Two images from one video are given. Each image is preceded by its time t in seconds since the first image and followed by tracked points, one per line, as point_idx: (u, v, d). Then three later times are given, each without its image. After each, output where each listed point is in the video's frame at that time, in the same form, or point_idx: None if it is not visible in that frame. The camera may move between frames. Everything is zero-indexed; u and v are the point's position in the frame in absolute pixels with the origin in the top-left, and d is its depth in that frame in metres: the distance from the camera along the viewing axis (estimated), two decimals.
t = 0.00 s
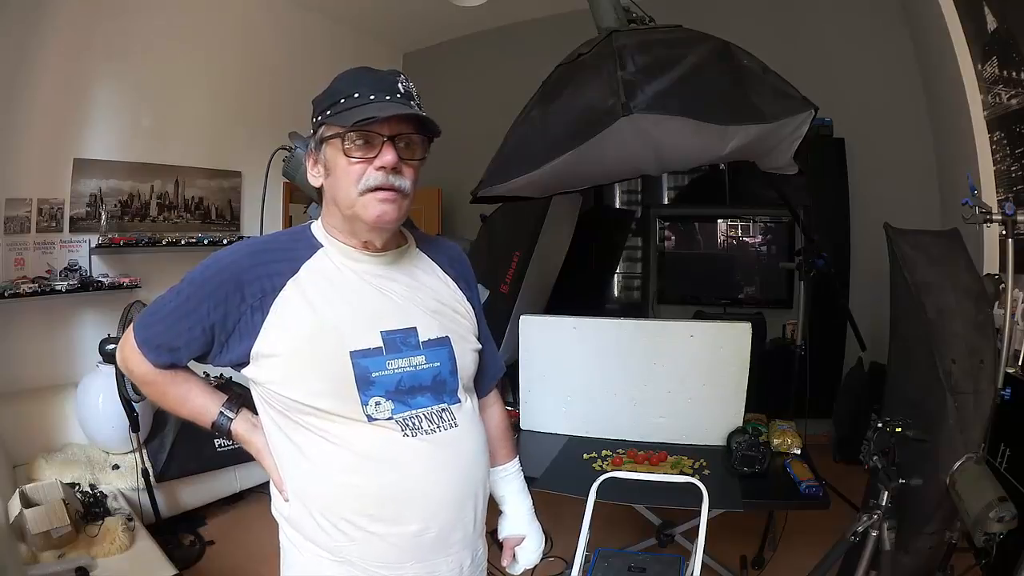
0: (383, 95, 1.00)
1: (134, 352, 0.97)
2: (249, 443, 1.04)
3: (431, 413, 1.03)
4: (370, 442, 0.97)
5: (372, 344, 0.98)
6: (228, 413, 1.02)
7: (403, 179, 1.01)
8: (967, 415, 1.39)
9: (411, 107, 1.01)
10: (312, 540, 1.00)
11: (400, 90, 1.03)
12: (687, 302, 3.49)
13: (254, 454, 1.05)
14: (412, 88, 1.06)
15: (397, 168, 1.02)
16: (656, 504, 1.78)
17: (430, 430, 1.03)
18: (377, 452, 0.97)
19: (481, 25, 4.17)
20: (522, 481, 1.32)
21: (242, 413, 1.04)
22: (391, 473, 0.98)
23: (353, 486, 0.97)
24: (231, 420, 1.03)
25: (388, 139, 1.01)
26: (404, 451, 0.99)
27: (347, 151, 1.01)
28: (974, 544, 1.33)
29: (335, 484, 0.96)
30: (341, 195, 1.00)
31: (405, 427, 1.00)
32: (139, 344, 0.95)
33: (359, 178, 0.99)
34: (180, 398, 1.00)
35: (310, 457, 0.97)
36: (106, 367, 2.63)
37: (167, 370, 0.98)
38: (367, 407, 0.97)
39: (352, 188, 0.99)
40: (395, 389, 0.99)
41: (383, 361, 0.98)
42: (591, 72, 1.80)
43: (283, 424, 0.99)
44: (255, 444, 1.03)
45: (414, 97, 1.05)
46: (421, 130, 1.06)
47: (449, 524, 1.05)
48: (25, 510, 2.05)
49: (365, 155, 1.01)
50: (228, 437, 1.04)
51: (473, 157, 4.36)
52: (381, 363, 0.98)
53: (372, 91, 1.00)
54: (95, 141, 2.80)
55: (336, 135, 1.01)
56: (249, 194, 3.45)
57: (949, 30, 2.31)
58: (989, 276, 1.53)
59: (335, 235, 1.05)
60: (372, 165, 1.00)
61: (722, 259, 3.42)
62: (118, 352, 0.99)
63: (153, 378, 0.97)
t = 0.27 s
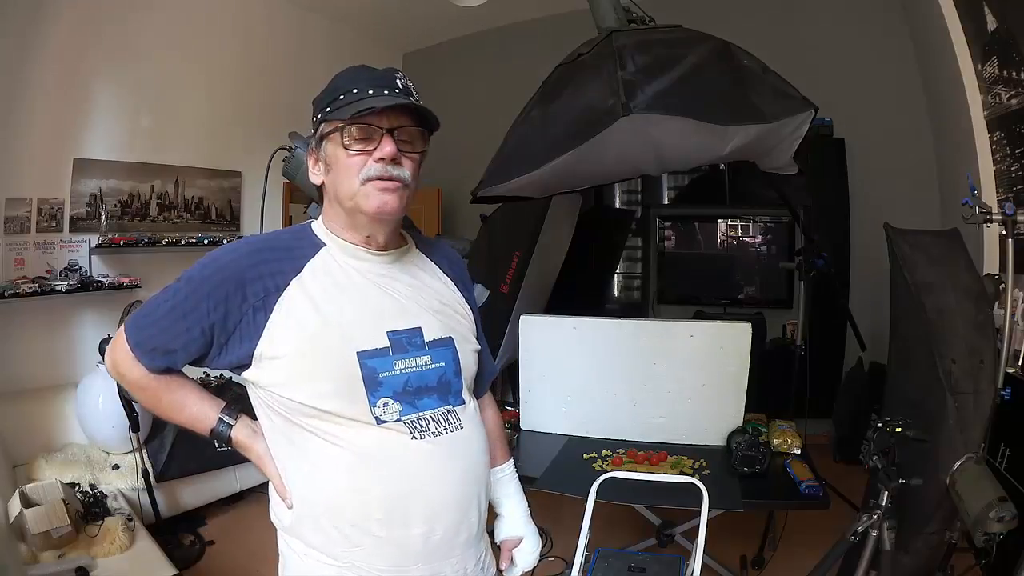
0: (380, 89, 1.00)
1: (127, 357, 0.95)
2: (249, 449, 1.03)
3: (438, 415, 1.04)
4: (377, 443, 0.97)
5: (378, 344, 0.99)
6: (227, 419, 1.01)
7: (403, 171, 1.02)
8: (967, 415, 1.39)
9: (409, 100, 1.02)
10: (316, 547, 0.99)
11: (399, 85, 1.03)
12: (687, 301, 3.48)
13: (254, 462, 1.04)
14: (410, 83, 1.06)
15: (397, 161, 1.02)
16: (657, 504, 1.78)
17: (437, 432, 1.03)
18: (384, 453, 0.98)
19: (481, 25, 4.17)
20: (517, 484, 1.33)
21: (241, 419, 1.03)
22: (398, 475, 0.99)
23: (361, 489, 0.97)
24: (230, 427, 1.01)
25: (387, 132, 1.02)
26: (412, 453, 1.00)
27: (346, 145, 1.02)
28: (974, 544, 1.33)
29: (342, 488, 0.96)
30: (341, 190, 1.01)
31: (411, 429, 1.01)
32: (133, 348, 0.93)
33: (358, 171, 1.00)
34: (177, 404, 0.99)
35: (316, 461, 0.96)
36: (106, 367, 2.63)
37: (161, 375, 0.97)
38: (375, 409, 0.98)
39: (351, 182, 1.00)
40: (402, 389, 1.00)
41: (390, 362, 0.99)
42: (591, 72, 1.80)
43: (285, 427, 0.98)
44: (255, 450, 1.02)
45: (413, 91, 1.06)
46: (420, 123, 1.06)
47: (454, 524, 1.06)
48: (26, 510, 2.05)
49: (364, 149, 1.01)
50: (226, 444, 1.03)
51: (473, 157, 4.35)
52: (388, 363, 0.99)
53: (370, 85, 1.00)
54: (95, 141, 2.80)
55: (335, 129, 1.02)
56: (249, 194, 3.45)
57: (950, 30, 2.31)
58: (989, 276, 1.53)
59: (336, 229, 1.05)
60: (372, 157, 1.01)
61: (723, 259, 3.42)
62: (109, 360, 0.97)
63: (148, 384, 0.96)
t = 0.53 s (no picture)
0: (371, 87, 1.00)
1: (132, 355, 0.95)
2: (255, 448, 1.03)
3: (443, 415, 1.04)
4: (383, 443, 0.97)
5: (385, 343, 0.98)
6: (233, 419, 1.01)
7: (394, 168, 1.00)
8: (968, 415, 1.39)
9: (399, 96, 1.00)
10: (320, 547, 0.99)
11: (392, 80, 1.02)
12: (687, 302, 3.49)
13: (260, 461, 1.04)
14: (407, 78, 1.05)
15: (388, 158, 1.01)
16: (657, 504, 1.78)
17: (442, 433, 1.03)
18: (390, 454, 0.98)
19: (481, 25, 4.17)
20: (518, 479, 1.33)
21: (246, 418, 1.03)
22: (403, 475, 0.99)
23: (366, 490, 0.97)
24: (236, 426, 1.02)
25: (378, 130, 1.01)
26: (417, 453, 1.00)
27: (339, 145, 1.02)
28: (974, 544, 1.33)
29: (347, 488, 0.96)
30: (336, 191, 1.01)
31: (418, 429, 1.01)
32: (137, 347, 0.93)
33: (349, 171, 1.00)
34: (182, 403, 0.99)
35: (321, 461, 0.96)
36: (106, 367, 2.63)
37: (166, 374, 0.96)
38: (381, 409, 0.98)
39: (344, 182, 1.00)
40: (408, 390, 1.00)
41: (396, 361, 0.99)
42: (590, 73, 1.80)
43: (291, 426, 0.98)
44: (261, 449, 1.03)
45: (409, 86, 1.04)
46: (416, 118, 1.05)
47: (458, 524, 1.06)
48: (26, 510, 2.06)
49: (356, 148, 1.01)
50: (232, 443, 1.03)
51: (473, 157, 4.35)
52: (394, 363, 0.99)
53: (361, 83, 1.00)
54: (95, 141, 2.80)
55: (328, 130, 1.02)
56: (249, 194, 3.45)
57: (949, 30, 2.31)
58: (989, 276, 1.53)
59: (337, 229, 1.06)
60: (362, 156, 1.00)
61: (723, 259, 3.42)
62: (114, 358, 0.97)
63: (152, 383, 0.96)
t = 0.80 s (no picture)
0: (375, 85, 0.99)
1: (138, 351, 0.95)
2: (260, 445, 1.03)
3: (446, 416, 1.04)
4: (384, 443, 0.97)
5: (388, 343, 0.98)
6: (238, 415, 1.01)
7: (399, 168, 1.00)
8: (968, 415, 1.38)
9: (403, 94, 1.00)
10: (320, 544, 1.00)
11: (397, 77, 1.01)
12: (687, 302, 3.49)
13: (265, 457, 1.05)
14: (411, 75, 1.04)
15: (393, 157, 1.01)
16: (656, 504, 1.78)
17: (445, 434, 1.03)
18: (390, 454, 0.98)
19: (481, 25, 4.17)
20: (529, 475, 1.33)
21: (252, 414, 1.03)
22: (404, 475, 0.99)
23: (366, 490, 0.97)
24: (241, 422, 1.02)
25: (382, 129, 1.01)
26: (419, 454, 1.00)
27: (343, 145, 1.01)
28: (975, 545, 1.32)
29: (348, 487, 0.96)
30: (340, 190, 1.01)
31: (420, 430, 1.00)
32: (143, 343, 0.93)
33: (354, 171, 1.00)
34: (188, 399, 0.99)
35: (323, 461, 0.96)
36: (107, 367, 2.63)
37: (172, 371, 0.96)
38: (383, 410, 0.98)
39: (348, 182, 1.00)
40: (411, 390, 0.99)
41: (399, 361, 0.99)
42: (590, 73, 1.80)
43: (294, 424, 0.98)
44: (266, 446, 1.03)
45: (413, 83, 1.04)
46: (421, 116, 1.04)
47: (459, 524, 1.06)
48: (26, 510, 2.06)
49: (360, 147, 1.01)
50: (237, 439, 1.03)
51: (473, 157, 4.36)
52: (397, 363, 0.98)
53: (365, 81, 1.00)
54: (95, 141, 2.80)
55: (331, 130, 1.02)
56: (249, 194, 3.45)
57: (949, 30, 2.31)
58: (989, 276, 1.53)
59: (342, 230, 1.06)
60: (366, 156, 1.00)
61: (723, 259, 3.41)
62: (120, 354, 0.97)
63: (158, 379, 0.96)
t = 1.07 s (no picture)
0: (377, 84, 0.99)
1: (140, 351, 0.96)
2: (261, 443, 1.04)
3: (445, 419, 1.04)
4: (383, 445, 0.97)
5: (387, 345, 0.98)
6: (239, 414, 1.02)
7: (401, 171, 1.00)
8: (968, 415, 1.38)
9: (406, 95, 1.00)
10: (320, 544, 1.00)
11: (399, 76, 1.01)
12: (687, 302, 3.49)
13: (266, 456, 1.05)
14: (414, 74, 1.04)
15: (395, 160, 1.01)
16: (656, 505, 1.78)
17: (443, 437, 1.03)
18: (389, 456, 0.98)
19: (481, 25, 4.17)
20: (536, 477, 1.32)
21: (253, 413, 1.04)
22: (402, 477, 0.99)
23: (365, 491, 0.97)
24: (243, 421, 1.03)
25: (384, 130, 1.01)
26: (418, 456, 1.00)
27: (345, 145, 1.01)
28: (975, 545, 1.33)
29: (347, 489, 0.96)
30: (341, 192, 1.01)
31: (418, 433, 1.00)
32: (145, 344, 0.94)
33: (356, 172, 1.00)
34: (190, 398, 1.00)
35: (323, 462, 0.97)
36: (107, 367, 2.63)
37: (174, 370, 0.97)
38: (381, 412, 0.98)
39: (349, 183, 1.00)
40: (410, 392, 0.99)
41: (398, 364, 0.98)
42: (591, 72, 1.80)
43: (294, 425, 0.98)
44: (267, 445, 1.04)
45: (416, 83, 1.03)
46: (424, 117, 1.04)
47: (458, 525, 1.06)
48: (26, 510, 2.06)
49: (362, 149, 1.01)
50: (238, 437, 1.05)
51: (474, 157, 4.36)
52: (396, 365, 0.98)
53: (367, 80, 0.99)
54: (95, 141, 2.80)
55: (333, 131, 1.02)
56: (249, 194, 3.45)
57: (949, 30, 2.31)
58: (989, 276, 1.53)
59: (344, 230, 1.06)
60: (368, 158, 1.00)
61: (723, 259, 3.41)
62: (123, 353, 0.98)
63: (160, 379, 0.97)
